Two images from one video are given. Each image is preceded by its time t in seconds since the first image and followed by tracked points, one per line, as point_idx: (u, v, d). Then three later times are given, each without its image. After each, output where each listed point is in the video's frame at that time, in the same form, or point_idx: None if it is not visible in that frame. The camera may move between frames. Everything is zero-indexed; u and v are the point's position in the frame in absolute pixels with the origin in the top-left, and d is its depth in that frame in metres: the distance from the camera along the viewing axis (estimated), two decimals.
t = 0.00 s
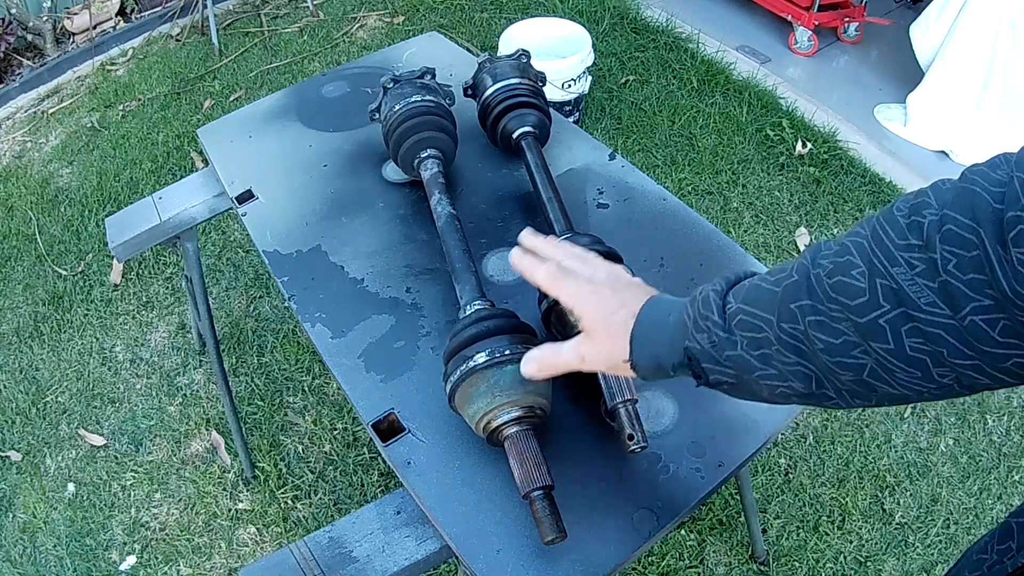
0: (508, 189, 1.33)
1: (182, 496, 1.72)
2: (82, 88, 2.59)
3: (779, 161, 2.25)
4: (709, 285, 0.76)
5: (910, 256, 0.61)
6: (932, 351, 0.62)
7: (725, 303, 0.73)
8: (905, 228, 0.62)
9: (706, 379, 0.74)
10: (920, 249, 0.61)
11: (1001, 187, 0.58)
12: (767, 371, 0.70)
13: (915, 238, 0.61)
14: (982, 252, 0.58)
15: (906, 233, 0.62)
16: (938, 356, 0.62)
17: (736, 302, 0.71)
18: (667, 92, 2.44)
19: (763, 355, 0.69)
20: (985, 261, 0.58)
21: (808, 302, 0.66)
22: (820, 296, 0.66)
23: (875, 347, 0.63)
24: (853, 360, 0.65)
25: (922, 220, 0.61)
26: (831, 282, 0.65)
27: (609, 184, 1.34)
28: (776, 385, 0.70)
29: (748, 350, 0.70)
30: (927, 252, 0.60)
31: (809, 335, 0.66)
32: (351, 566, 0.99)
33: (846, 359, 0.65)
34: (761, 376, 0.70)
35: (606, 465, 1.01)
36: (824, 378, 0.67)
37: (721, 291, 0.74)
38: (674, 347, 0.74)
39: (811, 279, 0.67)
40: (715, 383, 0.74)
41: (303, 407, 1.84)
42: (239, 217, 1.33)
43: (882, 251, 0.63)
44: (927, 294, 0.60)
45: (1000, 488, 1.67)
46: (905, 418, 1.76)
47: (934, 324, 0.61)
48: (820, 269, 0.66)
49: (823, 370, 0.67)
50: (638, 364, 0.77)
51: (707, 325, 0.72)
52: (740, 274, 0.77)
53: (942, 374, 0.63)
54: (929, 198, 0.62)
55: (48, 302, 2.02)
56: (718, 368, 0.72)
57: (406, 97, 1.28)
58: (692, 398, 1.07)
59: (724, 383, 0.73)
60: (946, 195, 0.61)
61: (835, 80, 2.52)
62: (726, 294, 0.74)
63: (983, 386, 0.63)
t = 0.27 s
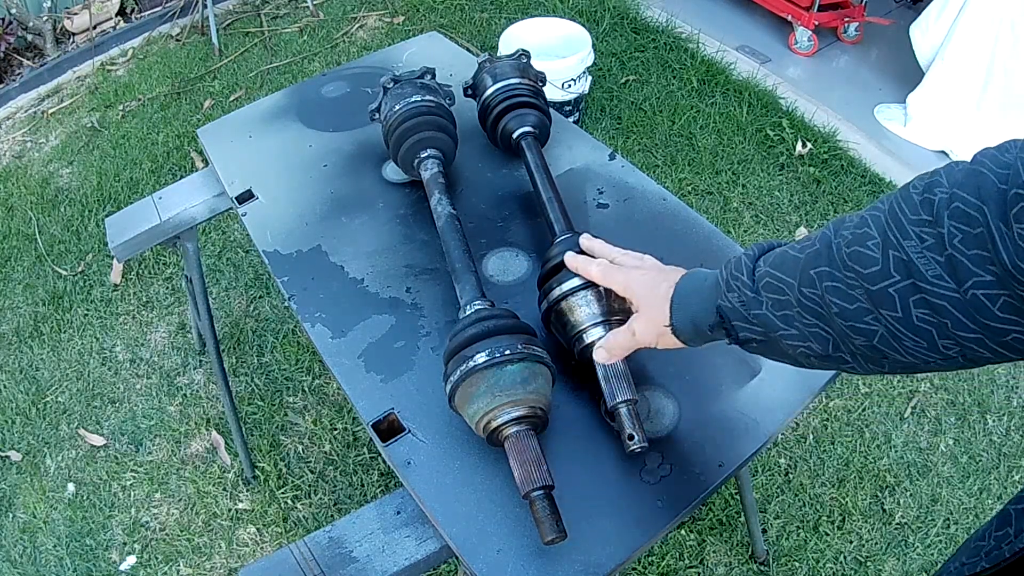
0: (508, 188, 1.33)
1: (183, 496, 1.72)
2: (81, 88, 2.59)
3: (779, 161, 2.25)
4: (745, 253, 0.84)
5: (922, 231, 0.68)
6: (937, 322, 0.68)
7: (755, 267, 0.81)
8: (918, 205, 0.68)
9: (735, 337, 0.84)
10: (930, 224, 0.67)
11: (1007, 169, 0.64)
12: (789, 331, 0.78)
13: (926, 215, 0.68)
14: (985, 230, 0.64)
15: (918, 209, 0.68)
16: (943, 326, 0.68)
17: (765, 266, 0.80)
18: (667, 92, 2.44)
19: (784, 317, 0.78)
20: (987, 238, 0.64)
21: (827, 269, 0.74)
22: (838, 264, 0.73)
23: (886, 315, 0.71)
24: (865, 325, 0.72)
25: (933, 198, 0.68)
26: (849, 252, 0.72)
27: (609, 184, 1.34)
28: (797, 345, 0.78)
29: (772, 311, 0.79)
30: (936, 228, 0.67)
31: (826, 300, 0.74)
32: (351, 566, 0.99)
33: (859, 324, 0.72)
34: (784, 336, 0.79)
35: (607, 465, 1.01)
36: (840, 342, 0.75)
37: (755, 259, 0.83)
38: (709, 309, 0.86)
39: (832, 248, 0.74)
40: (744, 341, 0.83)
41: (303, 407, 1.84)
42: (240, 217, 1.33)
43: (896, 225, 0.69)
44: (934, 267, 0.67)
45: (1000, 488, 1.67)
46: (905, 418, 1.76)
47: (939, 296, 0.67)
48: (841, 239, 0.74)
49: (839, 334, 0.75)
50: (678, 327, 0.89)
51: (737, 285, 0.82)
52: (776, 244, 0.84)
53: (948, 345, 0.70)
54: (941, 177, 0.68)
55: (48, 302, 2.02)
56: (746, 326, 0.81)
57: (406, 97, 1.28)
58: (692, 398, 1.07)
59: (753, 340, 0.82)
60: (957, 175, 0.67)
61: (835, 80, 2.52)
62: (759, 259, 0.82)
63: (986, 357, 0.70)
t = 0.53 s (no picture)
0: (508, 188, 1.33)
1: (182, 496, 1.72)
2: (81, 88, 2.59)
3: (779, 161, 2.25)
4: (743, 246, 0.85)
5: (923, 224, 0.68)
6: (938, 316, 0.68)
7: (755, 260, 0.82)
8: (920, 199, 0.69)
9: (733, 330, 0.84)
10: (932, 218, 0.67)
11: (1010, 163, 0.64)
12: (788, 325, 0.78)
13: (928, 208, 0.68)
14: (988, 224, 0.64)
15: (921, 203, 0.68)
16: (945, 321, 0.68)
17: (765, 259, 0.80)
18: (667, 92, 2.44)
19: (783, 310, 0.78)
20: (989, 231, 0.64)
21: (827, 262, 0.74)
22: (839, 257, 0.73)
23: (887, 309, 0.71)
24: (866, 319, 0.72)
25: (935, 191, 0.68)
26: (850, 245, 0.72)
27: (609, 184, 1.34)
28: (796, 338, 0.79)
29: (771, 304, 0.79)
30: (938, 221, 0.67)
31: (826, 293, 0.74)
32: (351, 566, 0.99)
33: (860, 317, 0.73)
34: (784, 331, 0.79)
35: (607, 465, 1.01)
36: (839, 335, 0.75)
37: (753, 252, 0.83)
38: (706, 302, 0.85)
39: (832, 241, 0.74)
40: (742, 335, 0.84)
41: (303, 407, 1.84)
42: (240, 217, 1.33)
43: (897, 219, 0.69)
44: (936, 260, 0.67)
45: (1000, 488, 1.67)
46: (905, 418, 1.76)
47: (941, 290, 0.67)
48: (842, 233, 0.74)
49: (839, 327, 0.75)
50: (674, 320, 0.89)
51: (736, 277, 0.82)
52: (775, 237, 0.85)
53: (949, 340, 0.69)
54: (943, 172, 0.68)
55: (48, 302, 2.02)
56: (744, 318, 0.82)
57: (406, 97, 1.28)
58: (692, 398, 1.07)
59: (750, 334, 0.83)
60: (959, 169, 0.67)
61: (835, 80, 2.52)
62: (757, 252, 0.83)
63: (987, 354, 0.70)
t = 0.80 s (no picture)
0: (508, 188, 1.33)
1: (182, 496, 1.72)
2: (81, 88, 2.59)
3: (779, 161, 2.25)
4: (748, 256, 0.84)
5: (929, 228, 0.66)
6: (947, 320, 0.67)
7: (760, 270, 0.81)
8: (925, 203, 0.67)
9: (741, 341, 0.84)
10: (939, 222, 0.66)
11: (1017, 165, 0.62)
12: (796, 335, 0.77)
13: (934, 212, 0.66)
14: (995, 226, 0.62)
15: (926, 207, 0.67)
16: (954, 325, 0.67)
17: (771, 269, 0.79)
18: (667, 92, 2.44)
19: (791, 318, 0.77)
20: (997, 233, 0.62)
21: (834, 270, 0.73)
22: (845, 264, 0.72)
23: (895, 315, 0.69)
24: (873, 326, 0.71)
25: (941, 195, 0.66)
26: (856, 251, 0.71)
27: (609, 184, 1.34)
28: (805, 348, 0.77)
29: (778, 315, 0.78)
30: (944, 225, 0.65)
31: (833, 301, 0.73)
32: (351, 566, 0.99)
33: (867, 325, 0.71)
34: (791, 340, 0.78)
35: (607, 465, 1.01)
36: (847, 343, 0.74)
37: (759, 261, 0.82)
38: (711, 310, 0.85)
39: (838, 249, 0.73)
40: (749, 345, 0.83)
41: (303, 407, 1.84)
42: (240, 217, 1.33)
43: (902, 224, 0.68)
44: (943, 265, 0.65)
45: (1000, 488, 1.67)
46: (905, 418, 1.76)
47: (949, 295, 0.65)
48: (848, 240, 0.72)
49: (846, 335, 0.73)
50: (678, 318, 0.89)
51: (743, 289, 0.81)
52: (780, 245, 0.84)
53: (958, 343, 0.68)
54: (949, 175, 0.66)
55: (48, 302, 2.02)
56: (751, 331, 0.81)
57: (406, 97, 1.28)
58: (692, 398, 1.07)
59: (757, 345, 0.82)
60: (965, 172, 0.65)
61: (835, 80, 2.52)
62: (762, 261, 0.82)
63: (998, 356, 0.68)
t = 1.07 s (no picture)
0: (508, 188, 1.33)
1: (182, 496, 1.72)
2: (82, 88, 2.59)
3: (779, 161, 2.25)
4: (739, 263, 0.84)
5: (926, 233, 0.67)
6: (946, 324, 0.68)
7: (751, 278, 0.81)
8: (921, 206, 0.68)
9: (732, 352, 0.84)
10: (936, 225, 0.67)
11: (1013, 167, 0.63)
12: (791, 343, 0.78)
13: (931, 215, 0.67)
14: (994, 229, 0.63)
15: (923, 210, 0.68)
16: (952, 329, 0.68)
17: (762, 278, 0.80)
18: (667, 92, 2.44)
19: (785, 326, 0.77)
20: (995, 236, 0.63)
21: (829, 277, 0.73)
22: (840, 270, 0.73)
23: (893, 320, 0.70)
24: (871, 333, 0.72)
25: (938, 198, 0.67)
26: (852, 257, 0.72)
27: (609, 184, 1.34)
28: (799, 357, 0.78)
29: (772, 324, 0.78)
30: (942, 228, 0.66)
31: (829, 308, 0.74)
32: (351, 566, 0.99)
33: (865, 331, 0.72)
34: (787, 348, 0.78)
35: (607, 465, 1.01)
36: (843, 350, 0.75)
37: (749, 269, 0.83)
38: (702, 324, 0.85)
39: (833, 255, 0.74)
40: (742, 356, 0.83)
41: (303, 407, 1.84)
42: (240, 217, 1.33)
43: (899, 228, 0.69)
44: (942, 268, 0.66)
45: (1000, 488, 1.67)
46: (905, 418, 1.76)
47: (947, 299, 0.67)
48: (842, 246, 0.73)
49: (842, 341, 0.74)
50: (671, 342, 0.89)
51: (733, 298, 0.82)
52: (769, 253, 0.85)
53: (956, 347, 0.69)
54: (945, 178, 0.67)
55: (48, 302, 2.02)
56: (743, 340, 0.81)
57: (406, 97, 1.28)
58: (691, 398, 1.07)
59: (750, 355, 0.82)
60: (961, 175, 0.66)
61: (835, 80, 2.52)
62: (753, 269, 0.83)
63: (995, 359, 0.69)
